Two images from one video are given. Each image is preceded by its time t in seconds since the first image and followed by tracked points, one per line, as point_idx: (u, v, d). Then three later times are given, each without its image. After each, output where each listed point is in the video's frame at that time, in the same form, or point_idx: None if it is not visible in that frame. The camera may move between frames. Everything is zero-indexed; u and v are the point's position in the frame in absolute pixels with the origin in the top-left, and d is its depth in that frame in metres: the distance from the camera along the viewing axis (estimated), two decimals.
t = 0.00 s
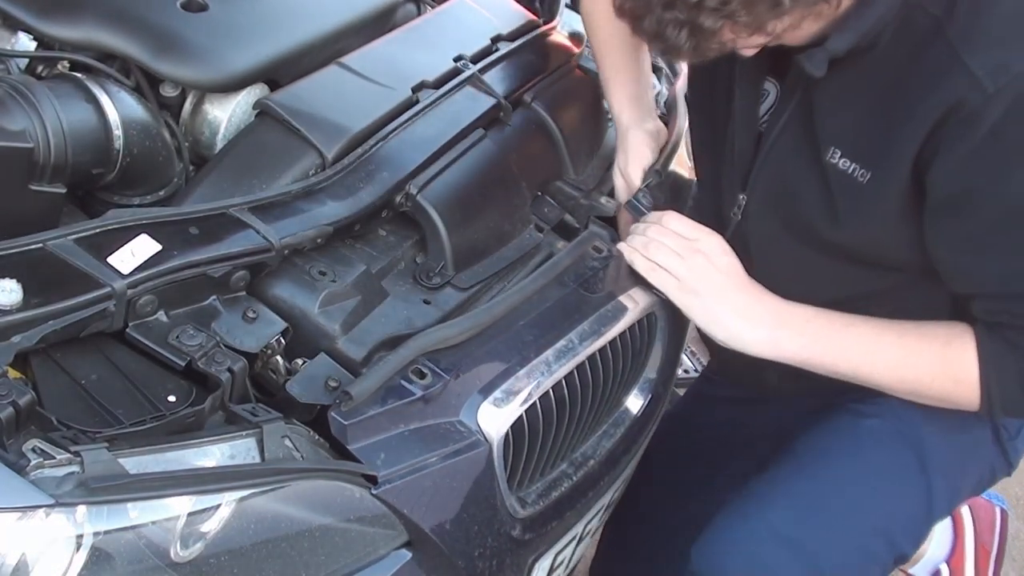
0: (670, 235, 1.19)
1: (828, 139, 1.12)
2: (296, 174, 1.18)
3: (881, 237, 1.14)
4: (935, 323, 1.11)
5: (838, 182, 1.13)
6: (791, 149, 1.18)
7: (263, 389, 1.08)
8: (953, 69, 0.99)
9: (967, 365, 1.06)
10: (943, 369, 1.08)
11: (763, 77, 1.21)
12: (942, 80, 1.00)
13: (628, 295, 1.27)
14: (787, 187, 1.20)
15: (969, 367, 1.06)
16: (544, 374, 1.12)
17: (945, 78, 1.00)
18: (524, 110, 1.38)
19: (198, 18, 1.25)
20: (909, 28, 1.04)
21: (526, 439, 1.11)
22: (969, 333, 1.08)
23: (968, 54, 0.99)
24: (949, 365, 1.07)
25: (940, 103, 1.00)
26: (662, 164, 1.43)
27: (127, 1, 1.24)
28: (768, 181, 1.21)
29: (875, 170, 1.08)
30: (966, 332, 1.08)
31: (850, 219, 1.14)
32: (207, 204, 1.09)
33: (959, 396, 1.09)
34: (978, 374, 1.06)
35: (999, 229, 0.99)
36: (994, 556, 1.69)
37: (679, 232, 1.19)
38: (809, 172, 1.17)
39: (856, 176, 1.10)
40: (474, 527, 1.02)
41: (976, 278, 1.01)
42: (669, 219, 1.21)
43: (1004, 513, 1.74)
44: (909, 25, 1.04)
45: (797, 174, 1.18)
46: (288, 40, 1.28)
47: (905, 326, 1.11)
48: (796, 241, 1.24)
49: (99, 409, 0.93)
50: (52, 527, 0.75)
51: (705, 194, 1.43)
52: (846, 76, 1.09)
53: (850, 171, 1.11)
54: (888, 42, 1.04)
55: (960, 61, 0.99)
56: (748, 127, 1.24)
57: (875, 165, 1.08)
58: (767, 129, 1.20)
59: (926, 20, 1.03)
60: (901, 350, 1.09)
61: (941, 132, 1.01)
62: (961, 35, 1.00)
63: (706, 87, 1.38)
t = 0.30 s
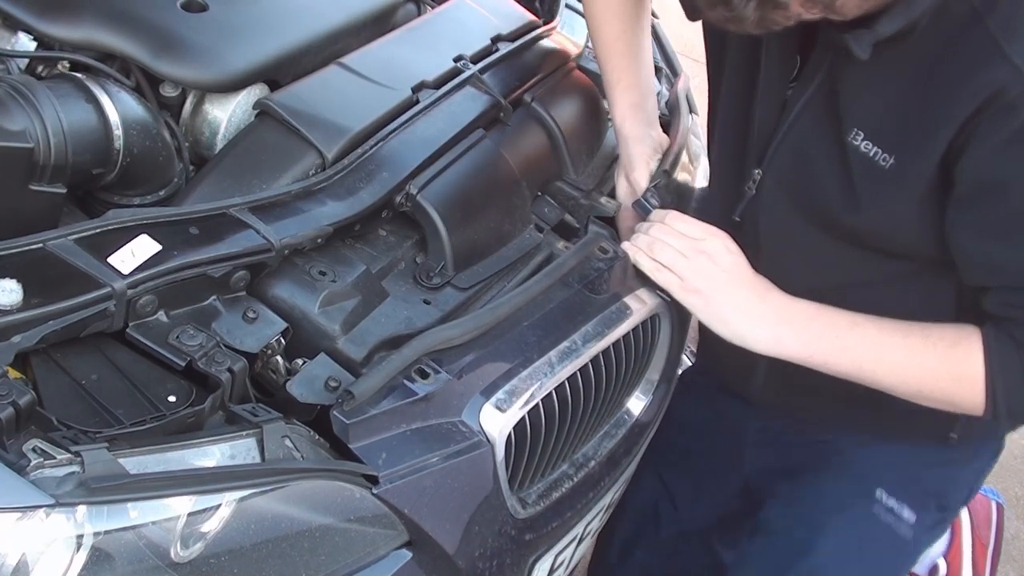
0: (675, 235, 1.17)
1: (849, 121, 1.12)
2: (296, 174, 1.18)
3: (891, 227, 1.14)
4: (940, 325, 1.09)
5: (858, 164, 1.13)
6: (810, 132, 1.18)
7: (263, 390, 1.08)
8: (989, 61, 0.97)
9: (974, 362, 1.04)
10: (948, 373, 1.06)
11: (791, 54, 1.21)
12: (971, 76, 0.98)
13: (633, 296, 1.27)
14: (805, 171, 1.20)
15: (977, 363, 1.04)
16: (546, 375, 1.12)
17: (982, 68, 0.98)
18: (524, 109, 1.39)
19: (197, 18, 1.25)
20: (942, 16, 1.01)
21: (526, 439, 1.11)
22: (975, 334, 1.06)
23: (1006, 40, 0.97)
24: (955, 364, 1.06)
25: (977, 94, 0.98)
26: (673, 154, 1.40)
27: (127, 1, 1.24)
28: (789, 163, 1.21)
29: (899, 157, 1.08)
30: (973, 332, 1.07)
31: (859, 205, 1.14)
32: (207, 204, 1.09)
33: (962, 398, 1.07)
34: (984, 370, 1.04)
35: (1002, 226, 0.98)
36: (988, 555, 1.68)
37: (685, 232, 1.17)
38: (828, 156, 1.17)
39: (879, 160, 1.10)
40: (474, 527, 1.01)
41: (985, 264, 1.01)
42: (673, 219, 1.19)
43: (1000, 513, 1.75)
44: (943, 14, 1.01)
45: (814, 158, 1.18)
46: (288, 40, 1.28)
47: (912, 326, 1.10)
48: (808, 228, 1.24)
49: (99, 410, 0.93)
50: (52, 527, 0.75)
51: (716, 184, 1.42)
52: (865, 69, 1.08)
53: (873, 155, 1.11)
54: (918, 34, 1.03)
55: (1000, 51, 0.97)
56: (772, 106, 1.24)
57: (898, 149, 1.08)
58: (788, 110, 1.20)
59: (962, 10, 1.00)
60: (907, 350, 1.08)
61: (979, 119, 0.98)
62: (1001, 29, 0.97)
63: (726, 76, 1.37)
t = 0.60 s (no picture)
0: (677, 239, 1.16)
1: (862, 148, 0.99)
2: (296, 174, 1.18)
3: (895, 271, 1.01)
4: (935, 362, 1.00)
5: (865, 199, 1.00)
6: (823, 159, 1.06)
7: (263, 389, 1.08)
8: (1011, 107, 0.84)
9: (955, 409, 0.96)
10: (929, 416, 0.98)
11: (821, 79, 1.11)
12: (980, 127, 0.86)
13: (637, 296, 1.27)
14: (816, 205, 1.08)
15: (958, 412, 0.96)
16: (546, 375, 1.12)
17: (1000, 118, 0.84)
18: (524, 110, 1.39)
19: (197, 18, 1.25)
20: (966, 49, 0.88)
21: (527, 439, 1.11)
22: (965, 380, 0.97)
23: None
24: (939, 409, 0.97)
25: (981, 148, 0.85)
26: (676, 162, 1.41)
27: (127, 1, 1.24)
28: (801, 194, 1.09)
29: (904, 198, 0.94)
30: (962, 378, 0.97)
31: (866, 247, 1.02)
32: (207, 204, 1.09)
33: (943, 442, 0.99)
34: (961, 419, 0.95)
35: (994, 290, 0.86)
36: (993, 560, 1.68)
37: (686, 237, 1.16)
38: (839, 187, 1.05)
39: (884, 194, 0.97)
40: (474, 527, 1.01)
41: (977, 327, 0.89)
42: (675, 223, 1.19)
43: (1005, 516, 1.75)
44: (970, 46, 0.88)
45: (826, 191, 1.06)
46: (288, 40, 1.28)
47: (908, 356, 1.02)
48: (814, 261, 1.12)
49: (99, 409, 0.93)
50: (52, 527, 0.75)
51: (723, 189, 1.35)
52: (884, 95, 0.96)
53: (880, 189, 0.98)
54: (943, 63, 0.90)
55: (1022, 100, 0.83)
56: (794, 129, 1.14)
57: (903, 183, 0.95)
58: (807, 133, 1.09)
59: (991, 49, 0.87)
60: (895, 386, 1.00)
61: (992, 166, 0.85)
62: None
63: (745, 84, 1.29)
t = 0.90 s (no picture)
0: (678, 244, 1.16)
1: (860, 226, 1.04)
2: (296, 174, 1.18)
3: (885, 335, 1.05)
4: (917, 404, 1.03)
5: (864, 272, 1.04)
6: (825, 229, 1.10)
7: (263, 389, 1.08)
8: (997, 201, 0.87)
9: (926, 457, 1.00)
10: (902, 455, 1.01)
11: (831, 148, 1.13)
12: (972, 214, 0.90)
13: (639, 296, 1.27)
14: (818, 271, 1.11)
15: (929, 460, 1.00)
16: (547, 376, 1.12)
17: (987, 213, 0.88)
18: (524, 110, 1.39)
19: (196, 18, 1.25)
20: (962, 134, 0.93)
21: (528, 439, 1.11)
22: (942, 430, 1.01)
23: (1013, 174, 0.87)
24: (911, 452, 1.01)
25: (971, 236, 0.89)
26: (679, 163, 1.43)
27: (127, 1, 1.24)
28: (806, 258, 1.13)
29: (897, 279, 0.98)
30: (937, 429, 1.01)
31: (860, 318, 1.06)
32: (207, 204, 1.09)
33: (911, 483, 1.03)
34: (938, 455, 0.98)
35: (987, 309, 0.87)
36: None
37: (687, 243, 1.16)
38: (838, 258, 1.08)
39: (880, 270, 1.01)
40: (474, 527, 1.02)
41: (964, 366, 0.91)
42: (677, 228, 1.18)
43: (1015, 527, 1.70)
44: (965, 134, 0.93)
45: (827, 259, 1.10)
46: (288, 40, 1.28)
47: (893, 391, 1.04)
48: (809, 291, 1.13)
49: (99, 409, 0.93)
50: (52, 527, 0.75)
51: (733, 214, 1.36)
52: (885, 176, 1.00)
53: (876, 265, 1.02)
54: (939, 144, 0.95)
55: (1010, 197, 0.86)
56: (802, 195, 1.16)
57: (898, 261, 0.99)
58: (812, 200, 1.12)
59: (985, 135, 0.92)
60: (877, 415, 1.02)
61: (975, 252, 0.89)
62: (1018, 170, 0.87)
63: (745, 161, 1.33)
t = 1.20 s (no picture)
0: (679, 245, 1.16)
1: (861, 233, 1.04)
2: (296, 174, 1.18)
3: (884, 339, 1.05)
4: (917, 403, 1.03)
5: (867, 278, 1.04)
6: (824, 238, 1.09)
7: (263, 389, 1.08)
8: (1004, 201, 0.88)
9: (926, 456, 1.00)
10: (901, 455, 1.01)
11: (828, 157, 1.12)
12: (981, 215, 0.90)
13: (639, 297, 1.27)
14: (816, 282, 1.11)
15: (928, 460, 1.00)
16: (548, 376, 1.12)
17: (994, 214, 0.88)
18: (524, 110, 1.39)
19: (197, 18, 1.25)
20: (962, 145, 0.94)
21: (528, 439, 1.11)
22: (941, 428, 1.00)
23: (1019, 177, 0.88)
24: (909, 452, 1.01)
25: (974, 238, 0.90)
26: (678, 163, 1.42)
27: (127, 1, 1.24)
28: (802, 268, 1.12)
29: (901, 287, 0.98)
30: (936, 427, 1.01)
31: (862, 324, 1.06)
32: (207, 204, 1.09)
33: (910, 483, 1.03)
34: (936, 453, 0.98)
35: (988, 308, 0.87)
36: None
37: (688, 245, 1.16)
38: (837, 266, 1.08)
39: (884, 277, 1.01)
40: (474, 528, 1.02)
41: (965, 366, 0.91)
42: (679, 229, 1.18)
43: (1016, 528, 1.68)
44: (966, 140, 0.94)
45: (828, 267, 1.09)
46: (288, 40, 1.28)
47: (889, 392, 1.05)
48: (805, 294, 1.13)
49: (99, 409, 0.93)
50: (52, 527, 0.75)
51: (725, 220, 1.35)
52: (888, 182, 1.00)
53: (880, 271, 1.02)
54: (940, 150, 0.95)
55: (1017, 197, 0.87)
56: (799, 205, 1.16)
57: (902, 268, 0.98)
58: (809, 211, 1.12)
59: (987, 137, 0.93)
60: (878, 413, 1.02)
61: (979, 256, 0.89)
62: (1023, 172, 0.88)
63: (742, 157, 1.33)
